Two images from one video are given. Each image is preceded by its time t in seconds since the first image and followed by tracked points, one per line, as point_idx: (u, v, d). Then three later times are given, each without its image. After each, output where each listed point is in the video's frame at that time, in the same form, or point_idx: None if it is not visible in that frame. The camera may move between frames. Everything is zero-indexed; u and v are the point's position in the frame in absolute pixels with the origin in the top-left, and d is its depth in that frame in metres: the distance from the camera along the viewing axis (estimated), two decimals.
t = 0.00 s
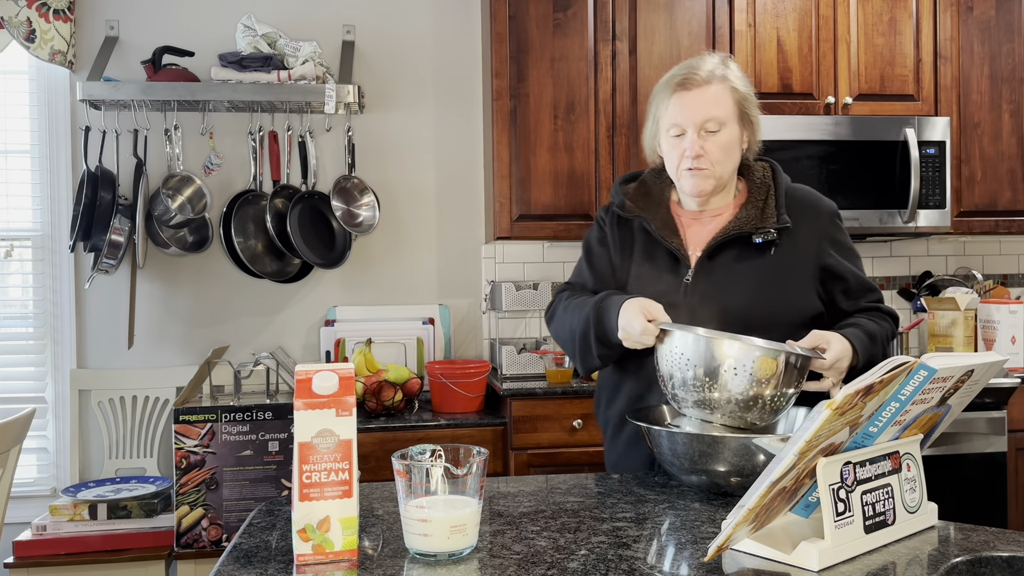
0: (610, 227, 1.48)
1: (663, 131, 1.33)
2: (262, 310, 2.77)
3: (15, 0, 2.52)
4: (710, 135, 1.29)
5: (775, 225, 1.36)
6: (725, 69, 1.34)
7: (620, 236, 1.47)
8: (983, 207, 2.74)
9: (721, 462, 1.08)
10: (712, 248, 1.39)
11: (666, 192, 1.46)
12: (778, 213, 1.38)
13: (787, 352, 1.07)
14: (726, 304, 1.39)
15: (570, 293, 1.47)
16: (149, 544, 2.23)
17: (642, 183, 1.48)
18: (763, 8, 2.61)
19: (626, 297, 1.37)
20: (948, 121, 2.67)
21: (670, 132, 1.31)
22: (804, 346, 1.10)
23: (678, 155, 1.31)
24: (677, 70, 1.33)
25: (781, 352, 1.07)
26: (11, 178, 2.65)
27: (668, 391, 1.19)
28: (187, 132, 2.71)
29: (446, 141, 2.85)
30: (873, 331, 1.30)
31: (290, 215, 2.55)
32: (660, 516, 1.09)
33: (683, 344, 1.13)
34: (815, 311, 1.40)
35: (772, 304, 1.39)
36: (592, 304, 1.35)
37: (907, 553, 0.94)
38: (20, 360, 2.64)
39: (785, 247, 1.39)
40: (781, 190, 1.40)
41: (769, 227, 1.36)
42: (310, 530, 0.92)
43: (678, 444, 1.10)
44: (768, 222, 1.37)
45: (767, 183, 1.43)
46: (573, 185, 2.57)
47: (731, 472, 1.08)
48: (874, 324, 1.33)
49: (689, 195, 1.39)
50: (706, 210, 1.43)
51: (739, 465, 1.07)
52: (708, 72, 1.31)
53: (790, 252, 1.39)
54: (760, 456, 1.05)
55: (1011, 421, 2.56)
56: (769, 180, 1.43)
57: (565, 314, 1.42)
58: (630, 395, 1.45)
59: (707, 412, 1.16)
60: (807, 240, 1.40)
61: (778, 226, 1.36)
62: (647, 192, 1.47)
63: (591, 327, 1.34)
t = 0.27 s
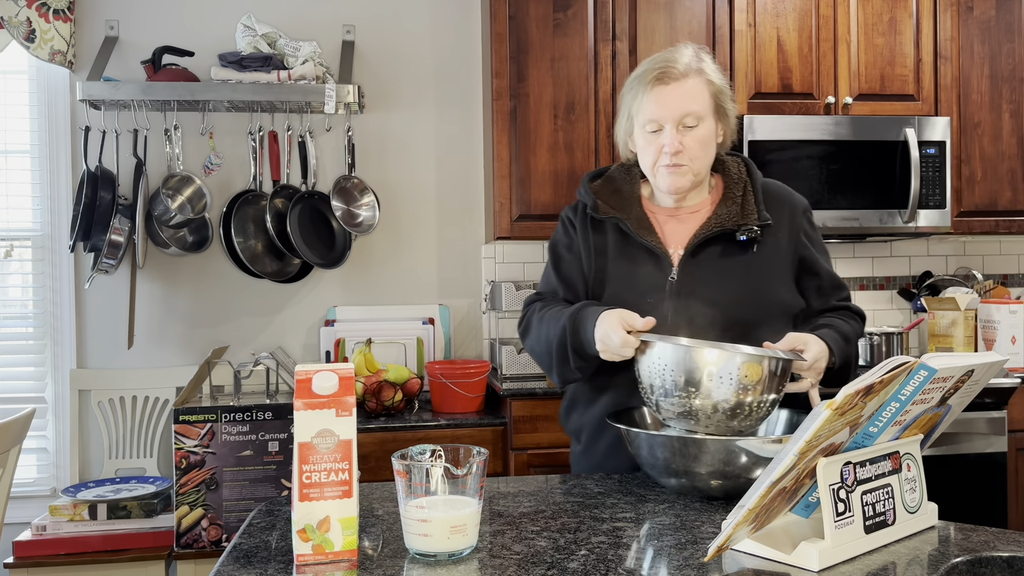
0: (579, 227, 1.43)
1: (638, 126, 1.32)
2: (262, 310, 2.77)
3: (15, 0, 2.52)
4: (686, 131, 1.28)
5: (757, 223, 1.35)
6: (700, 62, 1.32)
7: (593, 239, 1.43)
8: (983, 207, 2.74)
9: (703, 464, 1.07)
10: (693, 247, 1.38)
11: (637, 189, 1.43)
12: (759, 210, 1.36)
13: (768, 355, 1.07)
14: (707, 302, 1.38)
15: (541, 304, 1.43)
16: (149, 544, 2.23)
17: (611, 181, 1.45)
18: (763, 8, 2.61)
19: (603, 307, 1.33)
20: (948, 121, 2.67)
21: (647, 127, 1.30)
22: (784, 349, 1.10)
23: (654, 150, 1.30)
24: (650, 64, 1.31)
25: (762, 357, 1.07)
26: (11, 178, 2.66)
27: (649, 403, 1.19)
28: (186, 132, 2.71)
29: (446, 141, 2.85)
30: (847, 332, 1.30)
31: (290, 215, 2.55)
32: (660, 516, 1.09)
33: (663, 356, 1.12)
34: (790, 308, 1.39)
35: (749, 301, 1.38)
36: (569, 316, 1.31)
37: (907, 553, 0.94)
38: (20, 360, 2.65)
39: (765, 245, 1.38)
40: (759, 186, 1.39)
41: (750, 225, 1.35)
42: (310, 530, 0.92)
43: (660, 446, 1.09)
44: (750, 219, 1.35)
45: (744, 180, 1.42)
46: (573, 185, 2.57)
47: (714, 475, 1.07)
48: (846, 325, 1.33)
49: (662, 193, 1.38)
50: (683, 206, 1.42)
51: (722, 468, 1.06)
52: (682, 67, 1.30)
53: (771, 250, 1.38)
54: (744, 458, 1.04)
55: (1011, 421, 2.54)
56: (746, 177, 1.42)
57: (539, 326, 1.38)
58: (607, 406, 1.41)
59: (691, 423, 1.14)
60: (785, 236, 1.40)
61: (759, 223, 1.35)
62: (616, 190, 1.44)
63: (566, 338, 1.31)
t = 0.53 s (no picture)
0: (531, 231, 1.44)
1: (596, 125, 1.33)
2: (262, 310, 2.77)
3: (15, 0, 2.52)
4: (645, 132, 1.30)
5: (713, 226, 1.39)
6: (658, 62, 1.34)
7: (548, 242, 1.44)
8: (983, 207, 2.74)
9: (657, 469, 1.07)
10: (651, 248, 1.41)
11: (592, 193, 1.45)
12: (715, 212, 1.40)
13: (726, 342, 1.05)
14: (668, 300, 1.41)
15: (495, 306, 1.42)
16: (149, 544, 2.23)
17: (564, 183, 1.45)
18: (763, 8, 2.61)
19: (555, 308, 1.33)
20: (948, 121, 2.67)
21: (606, 126, 1.32)
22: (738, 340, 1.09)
23: (614, 150, 1.32)
24: (610, 61, 1.33)
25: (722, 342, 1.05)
26: (11, 179, 2.66)
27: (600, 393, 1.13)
28: (186, 132, 2.71)
29: (446, 141, 2.85)
30: (798, 335, 1.34)
31: (290, 215, 2.55)
32: (660, 516, 1.09)
33: (623, 338, 1.07)
34: (743, 310, 1.43)
35: (706, 301, 1.42)
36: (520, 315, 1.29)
37: (907, 553, 0.94)
38: (20, 360, 2.65)
39: (721, 247, 1.42)
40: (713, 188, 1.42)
41: (706, 227, 1.39)
42: (310, 530, 0.92)
43: (609, 453, 1.08)
44: (706, 222, 1.39)
45: (699, 181, 1.45)
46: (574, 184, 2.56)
47: (665, 480, 1.08)
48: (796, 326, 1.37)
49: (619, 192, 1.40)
50: (640, 207, 1.45)
51: (675, 473, 1.07)
52: (643, 65, 1.32)
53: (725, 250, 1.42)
54: (695, 460, 1.05)
55: (1011, 421, 2.52)
56: (700, 179, 1.46)
57: (492, 329, 1.37)
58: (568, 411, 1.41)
59: (646, 413, 1.10)
60: (739, 237, 1.44)
61: (716, 225, 1.39)
62: (569, 192, 1.44)
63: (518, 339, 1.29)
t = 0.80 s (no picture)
0: (475, 232, 1.45)
1: (544, 121, 1.35)
2: (263, 310, 2.77)
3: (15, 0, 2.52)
4: (592, 129, 1.33)
5: (652, 223, 1.44)
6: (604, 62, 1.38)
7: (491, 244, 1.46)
8: (983, 207, 2.74)
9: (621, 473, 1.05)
10: (594, 245, 1.45)
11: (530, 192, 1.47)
12: (652, 210, 1.45)
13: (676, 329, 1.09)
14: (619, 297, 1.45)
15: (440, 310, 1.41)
16: (149, 544, 2.23)
17: (502, 183, 1.48)
18: (763, 8, 2.61)
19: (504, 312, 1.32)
20: (948, 121, 2.67)
21: (554, 123, 1.34)
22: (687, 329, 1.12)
23: (562, 146, 1.34)
24: (559, 57, 1.36)
25: (670, 333, 1.08)
26: (11, 178, 2.66)
27: (555, 391, 1.13)
28: (186, 132, 2.71)
29: (446, 140, 2.84)
30: (738, 328, 1.38)
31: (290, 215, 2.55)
32: (660, 516, 1.09)
33: (575, 328, 1.08)
34: (683, 304, 1.48)
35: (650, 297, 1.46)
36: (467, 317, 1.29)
37: (907, 553, 0.94)
38: (20, 360, 2.65)
39: (659, 243, 1.48)
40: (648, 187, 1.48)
41: (646, 224, 1.44)
42: (310, 530, 0.91)
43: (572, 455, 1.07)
44: (644, 219, 1.44)
45: (635, 181, 1.50)
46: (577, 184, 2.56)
47: (630, 483, 1.06)
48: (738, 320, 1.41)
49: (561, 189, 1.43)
50: (580, 206, 1.49)
51: (639, 477, 1.05)
52: (591, 63, 1.36)
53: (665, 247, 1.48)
54: (663, 460, 1.03)
55: (1011, 421, 2.53)
56: (636, 178, 1.51)
57: (437, 333, 1.35)
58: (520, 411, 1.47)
59: (601, 405, 1.10)
60: (674, 235, 1.50)
61: (654, 222, 1.44)
62: (509, 193, 1.46)
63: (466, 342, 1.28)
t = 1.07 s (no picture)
0: (448, 236, 1.46)
1: (518, 120, 1.36)
2: (263, 310, 2.77)
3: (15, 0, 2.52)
4: (567, 129, 1.34)
5: (621, 221, 1.46)
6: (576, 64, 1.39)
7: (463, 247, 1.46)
8: (983, 207, 2.74)
9: (605, 474, 1.05)
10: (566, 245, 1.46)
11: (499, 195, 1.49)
12: (621, 209, 1.48)
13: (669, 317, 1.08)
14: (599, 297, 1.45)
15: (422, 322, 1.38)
16: (149, 545, 2.23)
17: (469, 186, 1.50)
18: (763, 8, 2.61)
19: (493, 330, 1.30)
20: (948, 121, 2.66)
21: (529, 122, 1.34)
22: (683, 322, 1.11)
23: (536, 146, 1.35)
24: (535, 55, 1.37)
25: (663, 326, 1.07)
26: (11, 178, 2.66)
27: (549, 396, 1.09)
28: (186, 132, 2.71)
29: (446, 140, 2.84)
30: (710, 329, 1.39)
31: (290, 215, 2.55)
32: (659, 516, 1.09)
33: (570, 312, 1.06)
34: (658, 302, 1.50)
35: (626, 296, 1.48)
36: (457, 335, 1.26)
37: (907, 553, 0.94)
38: (20, 360, 2.65)
39: (630, 243, 1.50)
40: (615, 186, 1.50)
41: (615, 222, 1.46)
42: (310, 530, 0.91)
43: (554, 455, 1.06)
44: (613, 218, 1.47)
45: (602, 182, 1.52)
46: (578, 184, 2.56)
47: (615, 484, 1.06)
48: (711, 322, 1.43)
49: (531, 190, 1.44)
50: (550, 207, 1.50)
51: (624, 477, 1.05)
52: (567, 63, 1.37)
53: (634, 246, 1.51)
54: (645, 459, 1.03)
55: (1011, 421, 2.52)
56: (602, 179, 1.53)
57: (420, 348, 1.33)
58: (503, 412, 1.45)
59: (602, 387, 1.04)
60: (641, 234, 1.52)
61: (623, 220, 1.46)
62: (477, 195, 1.49)
63: (453, 360, 1.26)
